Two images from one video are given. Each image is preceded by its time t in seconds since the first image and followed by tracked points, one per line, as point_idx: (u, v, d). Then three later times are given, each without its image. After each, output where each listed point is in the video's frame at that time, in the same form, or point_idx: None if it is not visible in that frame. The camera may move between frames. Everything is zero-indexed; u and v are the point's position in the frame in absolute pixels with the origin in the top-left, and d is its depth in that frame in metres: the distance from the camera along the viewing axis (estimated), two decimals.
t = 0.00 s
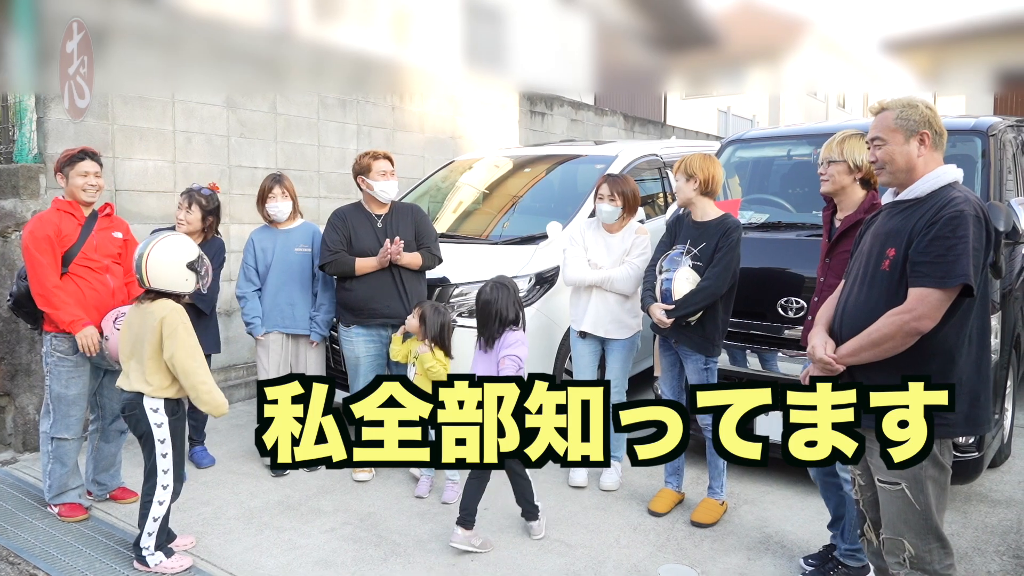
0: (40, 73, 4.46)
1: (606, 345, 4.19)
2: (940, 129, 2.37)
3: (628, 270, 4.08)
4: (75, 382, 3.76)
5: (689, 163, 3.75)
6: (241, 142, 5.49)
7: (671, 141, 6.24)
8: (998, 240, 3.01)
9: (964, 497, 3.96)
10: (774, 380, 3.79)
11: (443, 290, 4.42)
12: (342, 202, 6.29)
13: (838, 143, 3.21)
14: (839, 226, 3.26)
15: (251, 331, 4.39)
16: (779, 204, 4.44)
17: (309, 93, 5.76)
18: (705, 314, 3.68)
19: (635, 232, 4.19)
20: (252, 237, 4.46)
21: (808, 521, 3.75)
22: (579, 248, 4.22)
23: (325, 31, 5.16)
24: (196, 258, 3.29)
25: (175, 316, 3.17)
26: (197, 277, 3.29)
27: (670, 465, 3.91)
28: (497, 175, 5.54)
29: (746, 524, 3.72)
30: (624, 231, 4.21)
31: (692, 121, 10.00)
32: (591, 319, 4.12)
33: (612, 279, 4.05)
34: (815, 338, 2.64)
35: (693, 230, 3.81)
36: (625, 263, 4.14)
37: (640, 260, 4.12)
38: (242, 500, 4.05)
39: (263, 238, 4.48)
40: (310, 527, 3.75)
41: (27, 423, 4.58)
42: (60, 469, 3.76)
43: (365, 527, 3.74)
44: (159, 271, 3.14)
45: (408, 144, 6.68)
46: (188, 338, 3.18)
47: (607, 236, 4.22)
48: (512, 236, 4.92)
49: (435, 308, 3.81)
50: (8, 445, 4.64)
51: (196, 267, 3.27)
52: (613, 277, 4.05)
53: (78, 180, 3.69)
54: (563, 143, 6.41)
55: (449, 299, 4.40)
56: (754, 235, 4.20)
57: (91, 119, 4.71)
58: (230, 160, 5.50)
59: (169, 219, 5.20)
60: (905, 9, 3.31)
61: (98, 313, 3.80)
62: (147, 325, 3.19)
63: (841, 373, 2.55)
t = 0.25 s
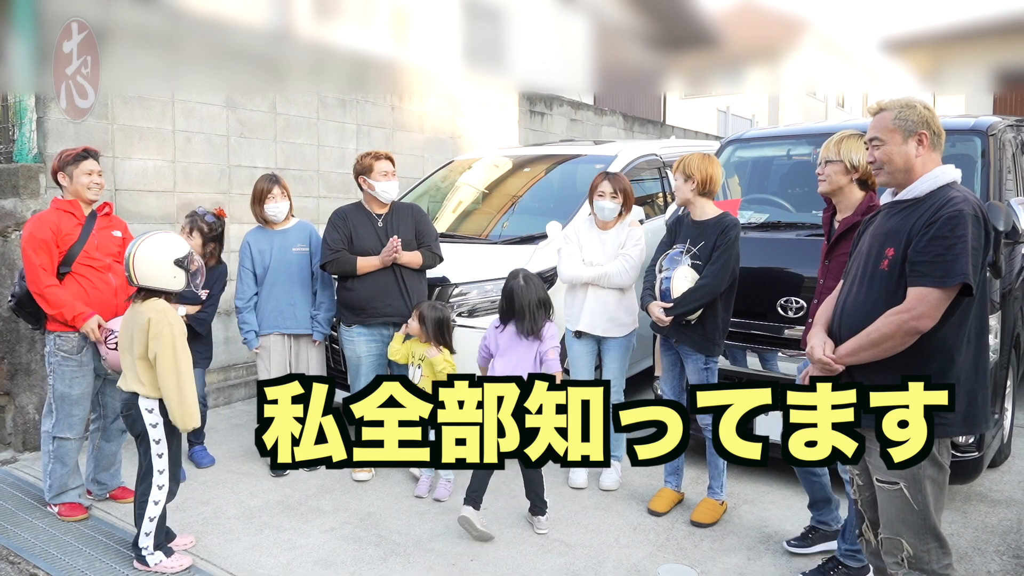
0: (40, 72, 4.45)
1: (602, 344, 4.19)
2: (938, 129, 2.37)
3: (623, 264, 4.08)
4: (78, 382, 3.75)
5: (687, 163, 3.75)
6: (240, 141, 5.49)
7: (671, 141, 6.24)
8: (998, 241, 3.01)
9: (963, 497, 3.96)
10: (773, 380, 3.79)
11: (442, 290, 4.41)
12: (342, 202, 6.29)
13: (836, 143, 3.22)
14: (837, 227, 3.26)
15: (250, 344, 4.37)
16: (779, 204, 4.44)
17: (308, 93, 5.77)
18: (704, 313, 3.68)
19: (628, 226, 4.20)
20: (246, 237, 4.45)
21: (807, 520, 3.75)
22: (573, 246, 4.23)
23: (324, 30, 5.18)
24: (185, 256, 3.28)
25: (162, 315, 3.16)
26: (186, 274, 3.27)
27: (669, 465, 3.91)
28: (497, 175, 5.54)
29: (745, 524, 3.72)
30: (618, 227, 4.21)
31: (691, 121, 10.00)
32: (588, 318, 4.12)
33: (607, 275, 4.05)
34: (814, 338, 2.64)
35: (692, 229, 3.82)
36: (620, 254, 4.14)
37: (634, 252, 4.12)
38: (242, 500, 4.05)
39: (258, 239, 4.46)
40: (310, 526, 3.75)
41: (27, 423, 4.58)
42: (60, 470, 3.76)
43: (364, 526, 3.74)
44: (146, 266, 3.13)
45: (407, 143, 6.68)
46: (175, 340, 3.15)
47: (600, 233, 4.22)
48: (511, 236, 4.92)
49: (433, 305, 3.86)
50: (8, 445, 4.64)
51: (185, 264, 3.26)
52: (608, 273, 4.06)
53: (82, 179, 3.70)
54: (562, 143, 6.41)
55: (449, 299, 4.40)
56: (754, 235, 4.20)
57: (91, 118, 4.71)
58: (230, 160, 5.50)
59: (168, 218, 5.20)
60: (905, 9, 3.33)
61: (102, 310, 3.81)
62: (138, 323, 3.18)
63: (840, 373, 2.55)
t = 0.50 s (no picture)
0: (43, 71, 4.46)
1: (603, 341, 4.19)
2: (941, 127, 2.37)
3: (622, 255, 4.07)
4: (84, 381, 3.75)
5: (685, 164, 3.74)
6: (243, 140, 5.50)
7: (673, 139, 6.23)
8: (1001, 239, 3.01)
9: (967, 495, 3.95)
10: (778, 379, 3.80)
11: (445, 288, 4.41)
12: (345, 200, 6.29)
13: (834, 141, 3.22)
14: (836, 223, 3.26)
15: (254, 344, 4.36)
16: (781, 202, 4.44)
17: (311, 92, 5.77)
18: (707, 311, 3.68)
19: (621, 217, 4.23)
20: (246, 237, 4.44)
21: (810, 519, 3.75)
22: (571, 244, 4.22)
23: (327, 30, 5.22)
24: (177, 254, 3.28)
25: (154, 321, 3.16)
26: (178, 272, 3.28)
27: (672, 463, 3.91)
28: (499, 173, 5.54)
29: (748, 523, 3.72)
30: (612, 220, 4.22)
31: (694, 119, 9.98)
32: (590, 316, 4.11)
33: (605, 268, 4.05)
34: (816, 336, 2.63)
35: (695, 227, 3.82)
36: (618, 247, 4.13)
37: (631, 241, 4.11)
38: (245, 499, 4.06)
39: (260, 237, 4.45)
40: (313, 525, 3.75)
41: (31, 421, 4.59)
42: (67, 467, 3.76)
43: (368, 525, 3.74)
44: (137, 265, 3.18)
45: (410, 142, 6.68)
46: (163, 346, 3.16)
47: (593, 228, 4.23)
48: (514, 235, 4.92)
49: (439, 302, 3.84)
50: (12, 443, 4.65)
51: (178, 261, 3.26)
52: (607, 265, 4.06)
53: (90, 179, 3.71)
54: (565, 141, 6.41)
55: (452, 297, 4.38)
56: (757, 233, 4.19)
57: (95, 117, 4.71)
58: (233, 158, 5.51)
59: (172, 217, 5.20)
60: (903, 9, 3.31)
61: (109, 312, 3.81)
62: (131, 325, 3.20)
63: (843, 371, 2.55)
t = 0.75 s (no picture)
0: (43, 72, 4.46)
1: (603, 343, 4.19)
2: (940, 129, 2.37)
3: (622, 257, 4.08)
4: (82, 382, 3.72)
5: (686, 165, 3.74)
6: (244, 141, 5.50)
7: (674, 141, 6.23)
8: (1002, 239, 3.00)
9: (968, 497, 3.95)
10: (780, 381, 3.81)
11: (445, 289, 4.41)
12: (346, 201, 6.29)
13: (826, 143, 3.22)
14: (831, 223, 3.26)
15: (254, 346, 4.37)
16: (782, 203, 4.43)
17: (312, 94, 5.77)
18: (707, 312, 3.68)
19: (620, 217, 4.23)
20: (246, 236, 4.43)
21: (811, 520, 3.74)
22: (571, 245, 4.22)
23: (329, 31, 5.22)
24: (169, 255, 3.27)
25: (143, 324, 3.19)
26: (169, 274, 3.26)
27: (673, 464, 3.91)
28: (500, 174, 5.54)
29: (749, 524, 3.71)
30: (610, 221, 4.23)
31: (695, 120, 9.97)
32: (589, 318, 4.11)
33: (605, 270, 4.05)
34: (816, 338, 2.63)
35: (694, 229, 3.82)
36: (615, 250, 4.13)
37: (630, 243, 4.12)
38: (246, 500, 4.05)
39: (261, 238, 4.45)
40: (314, 526, 3.75)
41: (31, 422, 4.59)
42: (60, 467, 3.71)
43: (368, 526, 3.74)
44: (131, 266, 3.19)
45: (411, 143, 6.69)
46: (152, 350, 3.20)
47: (592, 229, 4.23)
48: (515, 236, 4.92)
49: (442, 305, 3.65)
50: (12, 444, 4.65)
51: (169, 263, 3.26)
52: (607, 267, 4.06)
53: (98, 188, 3.70)
54: (566, 142, 6.40)
55: (453, 299, 4.40)
56: (757, 234, 4.19)
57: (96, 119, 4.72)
58: (234, 159, 5.51)
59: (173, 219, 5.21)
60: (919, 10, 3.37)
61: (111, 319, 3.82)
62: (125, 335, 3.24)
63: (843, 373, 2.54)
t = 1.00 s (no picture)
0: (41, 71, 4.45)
1: (601, 341, 4.19)
2: (940, 133, 2.35)
3: (620, 257, 4.08)
4: (82, 385, 3.72)
5: (686, 162, 3.75)
6: (243, 140, 5.50)
7: (674, 139, 6.23)
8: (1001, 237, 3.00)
9: (967, 495, 3.95)
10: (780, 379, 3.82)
11: (444, 288, 4.42)
12: (345, 200, 6.29)
13: (823, 142, 3.23)
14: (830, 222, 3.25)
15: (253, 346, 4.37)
16: (781, 202, 4.43)
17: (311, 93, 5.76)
18: (704, 311, 3.69)
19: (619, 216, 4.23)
20: (245, 235, 4.42)
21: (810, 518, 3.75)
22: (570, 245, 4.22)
23: (329, 30, 5.17)
24: (166, 255, 3.27)
25: (141, 323, 3.19)
26: (164, 275, 3.26)
27: (672, 463, 3.91)
28: (499, 173, 5.54)
29: (749, 522, 3.72)
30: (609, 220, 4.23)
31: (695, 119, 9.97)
32: (587, 317, 4.11)
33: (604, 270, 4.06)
34: (816, 338, 2.63)
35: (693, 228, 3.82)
36: (613, 249, 4.14)
37: (628, 243, 4.13)
38: (245, 499, 4.05)
39: (260, 237, 4.43)
40: (313, 525, 3.75)
41: (30, 422, 4.59)
42: (58, 468, 3.69)
43: (368, 525, 3.74)
44: (129, 265, 3.19)
45: (410, 141, 6.68)
46: (145, 348, 3.18)
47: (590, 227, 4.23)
48: (515, 234, 4.92)
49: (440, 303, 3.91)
50: (11, 444, 4.65)
51: (166, 263, 3.26)
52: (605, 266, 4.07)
53: (95, 189, 3.70)
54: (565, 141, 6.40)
55: (452, 298, 4.40)
56: (756, 233, 4.19)
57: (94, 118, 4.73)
58: (232, 158, 5.51)
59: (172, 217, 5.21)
60: None
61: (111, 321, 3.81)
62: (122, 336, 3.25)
63: (843, 373, 2.54)
